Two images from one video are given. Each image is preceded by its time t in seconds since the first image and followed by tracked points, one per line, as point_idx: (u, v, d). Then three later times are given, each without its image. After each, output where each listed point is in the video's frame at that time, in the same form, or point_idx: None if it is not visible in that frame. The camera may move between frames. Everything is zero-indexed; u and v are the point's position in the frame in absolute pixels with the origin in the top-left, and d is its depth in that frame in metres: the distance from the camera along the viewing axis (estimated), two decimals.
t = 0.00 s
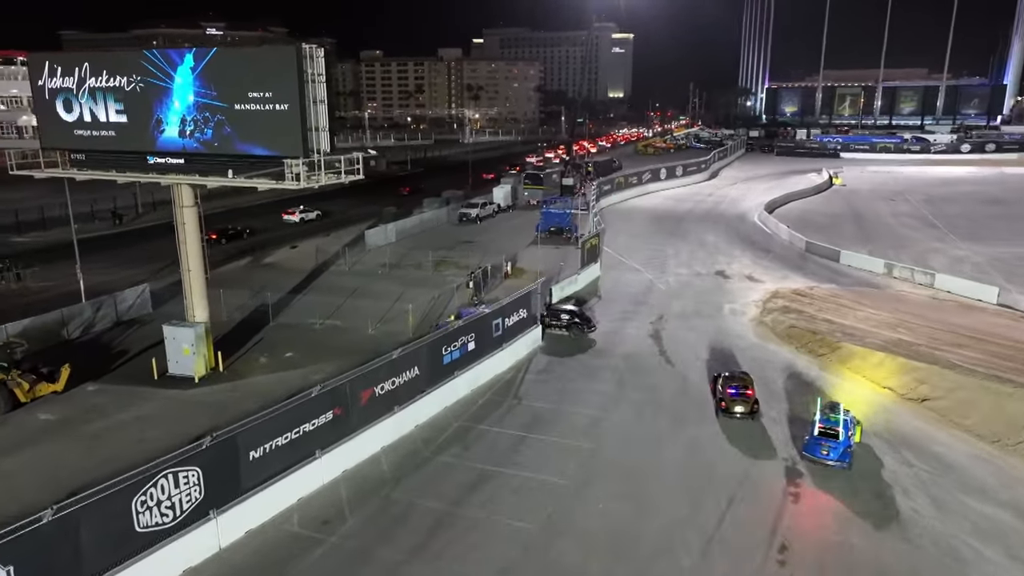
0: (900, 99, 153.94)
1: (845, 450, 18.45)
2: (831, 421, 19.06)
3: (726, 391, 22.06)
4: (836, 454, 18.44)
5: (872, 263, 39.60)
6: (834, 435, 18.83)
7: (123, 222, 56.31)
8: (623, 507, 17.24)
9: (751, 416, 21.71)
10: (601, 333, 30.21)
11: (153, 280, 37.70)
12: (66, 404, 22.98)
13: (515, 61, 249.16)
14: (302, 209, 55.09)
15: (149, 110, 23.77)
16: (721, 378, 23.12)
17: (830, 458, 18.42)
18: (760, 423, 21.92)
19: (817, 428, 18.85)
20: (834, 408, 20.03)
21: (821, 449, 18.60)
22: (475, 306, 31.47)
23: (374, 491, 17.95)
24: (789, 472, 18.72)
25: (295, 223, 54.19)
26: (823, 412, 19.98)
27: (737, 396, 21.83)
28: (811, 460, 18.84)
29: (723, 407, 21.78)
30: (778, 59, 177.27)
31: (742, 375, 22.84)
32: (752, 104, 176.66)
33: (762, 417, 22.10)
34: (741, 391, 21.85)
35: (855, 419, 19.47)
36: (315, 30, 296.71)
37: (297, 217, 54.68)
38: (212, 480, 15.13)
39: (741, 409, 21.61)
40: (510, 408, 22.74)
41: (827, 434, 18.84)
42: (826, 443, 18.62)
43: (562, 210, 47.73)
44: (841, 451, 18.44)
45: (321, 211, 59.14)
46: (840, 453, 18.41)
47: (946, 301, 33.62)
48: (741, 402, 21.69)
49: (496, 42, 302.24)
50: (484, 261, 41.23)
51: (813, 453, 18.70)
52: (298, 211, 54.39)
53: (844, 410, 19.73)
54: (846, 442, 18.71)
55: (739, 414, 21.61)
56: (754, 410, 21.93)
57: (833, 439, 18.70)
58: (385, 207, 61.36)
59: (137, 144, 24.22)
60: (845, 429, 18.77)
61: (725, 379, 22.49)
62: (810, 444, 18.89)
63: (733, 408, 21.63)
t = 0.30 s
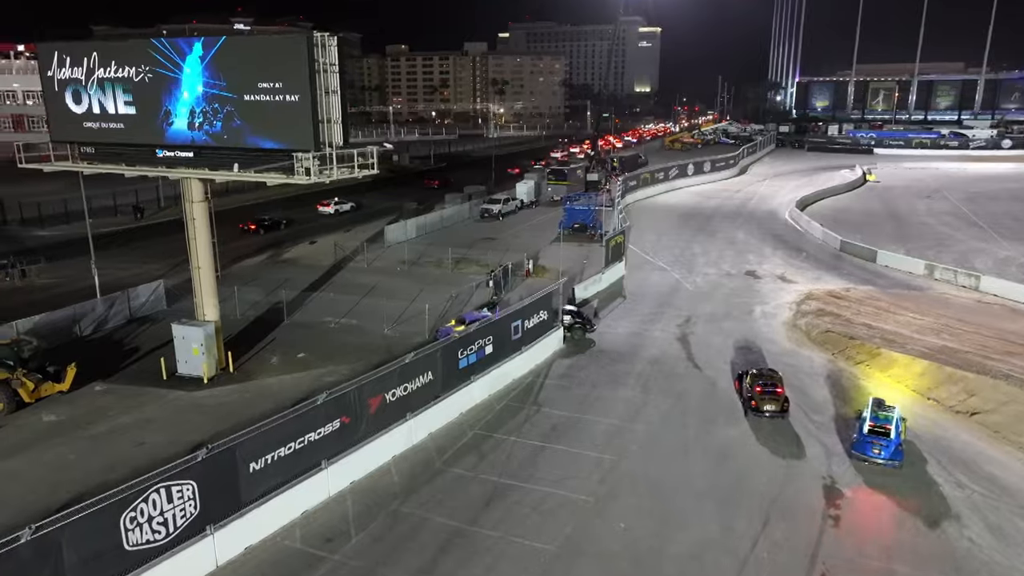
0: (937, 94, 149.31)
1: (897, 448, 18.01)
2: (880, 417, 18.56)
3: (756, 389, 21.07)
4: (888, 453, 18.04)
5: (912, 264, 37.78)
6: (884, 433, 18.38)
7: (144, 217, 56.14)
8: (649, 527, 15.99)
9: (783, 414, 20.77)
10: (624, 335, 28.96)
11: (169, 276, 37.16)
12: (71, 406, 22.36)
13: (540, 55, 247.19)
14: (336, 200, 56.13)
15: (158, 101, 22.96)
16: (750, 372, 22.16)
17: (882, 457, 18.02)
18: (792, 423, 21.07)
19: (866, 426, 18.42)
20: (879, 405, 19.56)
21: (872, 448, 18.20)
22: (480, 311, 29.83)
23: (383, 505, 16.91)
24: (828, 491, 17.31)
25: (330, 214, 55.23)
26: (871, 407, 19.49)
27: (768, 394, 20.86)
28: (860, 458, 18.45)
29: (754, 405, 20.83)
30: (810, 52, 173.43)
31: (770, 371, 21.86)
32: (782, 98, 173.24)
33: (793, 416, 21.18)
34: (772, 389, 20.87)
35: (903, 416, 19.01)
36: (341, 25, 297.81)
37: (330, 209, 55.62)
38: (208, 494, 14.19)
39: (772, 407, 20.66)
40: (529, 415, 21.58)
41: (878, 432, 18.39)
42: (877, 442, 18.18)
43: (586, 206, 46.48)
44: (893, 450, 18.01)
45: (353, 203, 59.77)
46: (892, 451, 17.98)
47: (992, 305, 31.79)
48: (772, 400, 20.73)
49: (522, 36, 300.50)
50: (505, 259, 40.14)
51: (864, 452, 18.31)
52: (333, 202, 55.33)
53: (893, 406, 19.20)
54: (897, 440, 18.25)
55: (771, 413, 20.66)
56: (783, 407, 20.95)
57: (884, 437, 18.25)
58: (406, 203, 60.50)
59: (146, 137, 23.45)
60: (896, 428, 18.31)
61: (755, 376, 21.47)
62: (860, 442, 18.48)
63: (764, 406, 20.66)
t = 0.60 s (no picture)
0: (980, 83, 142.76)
1: (950, 442, 17.63)
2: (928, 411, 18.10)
3: (787, 384, 20.60)
4: (941, 448, 17.65)
5: (956, 261, 35.93)
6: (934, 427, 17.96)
7: (168, 207, 55.92)
8: (677, 547, 14.85)
9: (816, 409, 20.25)
10: (652, 334, 27.72)
11: (189, 268, 36.67)
12: (81, 401, 21.82)
13: (569, 45, 244.15)
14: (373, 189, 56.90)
15: (170, 89, 22.21)
16: (778, 367, 21.64)
17: (935, 453, 17.62)
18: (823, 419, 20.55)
19: (915, 421, 17.94)
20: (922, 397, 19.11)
21: (924, 443, 17.76)
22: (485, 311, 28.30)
23: (394, 517, 15.98)
24: (873, 510, 16.04)
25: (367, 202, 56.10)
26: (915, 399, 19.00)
27: (799, 388, 20.41)
28: (910, 453, 18.05)
29: (787, 401, 20.32)
30: (846, 41, 168.57)
31: (798, 366, 21.41)
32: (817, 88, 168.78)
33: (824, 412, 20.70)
34: (803, 383, 20.41)
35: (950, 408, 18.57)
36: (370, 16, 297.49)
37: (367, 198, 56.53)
38: (206, 505, 13.39)
39: (805, 401, 20.18)
40: (549, 420, 20.52)
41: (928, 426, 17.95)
42: (929, 437, 17.74)
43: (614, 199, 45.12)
44: (946, 445, 17.63)
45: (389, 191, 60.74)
46: (944, 446, 17.60)
47: None
48: (805, 395, 20.25)
49: (551, 26, 297.39)
50: (530, 253, 39.05)
51: (915, 448, 17.87)
52: (370, 191, 56.17)
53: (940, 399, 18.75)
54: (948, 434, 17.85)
55: (805, 408, 20.14)
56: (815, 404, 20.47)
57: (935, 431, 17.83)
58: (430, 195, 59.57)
59: (158, 126, 22.73)
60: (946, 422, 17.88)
61: (783, 371, 20.99)
62: (910, 438, 18.02)
63: (797, 401, 20.16)
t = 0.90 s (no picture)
0: None
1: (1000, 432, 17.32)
2: (974, 401, 17.82)
3: (815, 376, 20.13)
4: (991, 438, 17.30)
5: (1005, 256, 34.03)
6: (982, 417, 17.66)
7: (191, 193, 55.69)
8: (705, 564, 13.78)
9: (846, 399, 19.77)
10: (680, 329, 26.51)
11: (208, 255, 36.19)
12: (91, 393, 21.34)
13: (599, 30, 240.30)
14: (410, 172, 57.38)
15: (182, 72, 21.46)
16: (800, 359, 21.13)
17: (985, 443, 17.26)
18: (852, 410, 20.12)
19: (964, 411, 17.66)
20: (961, 386, 18.88)
21: (973, 433, 17.41)
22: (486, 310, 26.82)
23: (404, 524, 15.14)
24: (921, 527, 14.80)
25: (404, 184, 56.79)
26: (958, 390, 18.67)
27: (828, 379, 19.94)
28: (957, 444, 17.68)
29: (817, 393, 19.80)
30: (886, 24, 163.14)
31: (822, 356, 20.97)
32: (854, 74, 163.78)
33: (853, 401, 20.30)
34: (831, 374, 19.95)
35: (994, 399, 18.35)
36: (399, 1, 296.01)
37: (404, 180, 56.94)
38: (203, 512, 12.64)
39: (836, 392, 19.67)
40: (570, 421, 19.50)
41: (975, 416, 17.65)
42: (978, 427, 17.42)
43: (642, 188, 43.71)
44: (996, 434, 17.31)
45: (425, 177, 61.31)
46: (994, 436, 17.28)
47: None
48: (835, 386, 19.77)
49: (580, 11, 293.21)
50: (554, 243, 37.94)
51: (964, 438, 17.49)
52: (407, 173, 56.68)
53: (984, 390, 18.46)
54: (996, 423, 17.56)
55: (836, 399, 19.64)
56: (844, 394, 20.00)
57: (983, 421, 17.52)
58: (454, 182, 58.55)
59: (170, 110, 22.02)
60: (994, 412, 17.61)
61: (810, 362, 20.50)
62: (957, 428, 17.67)
63: (828, 393, 19.65)
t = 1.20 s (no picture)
0: None
1: None
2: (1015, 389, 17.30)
3: (840, 364, 19.47)
4: None
5: None
6: None
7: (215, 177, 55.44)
8: None
9: (872, 390, 19.14)
10: (709, 324, 25.33)
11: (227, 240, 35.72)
12: (100, 382, 20.86)
13: (629, 14, 236.14)
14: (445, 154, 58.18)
15: (192, 52, 20.72)
16: (821, 348, 20.46)
17: None
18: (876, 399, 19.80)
19: (1006, 400, 17.24)
20: (999, 374, 18.48)
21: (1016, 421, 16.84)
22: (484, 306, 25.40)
23: (413, 531, 14.34)
24: (972, 548, 13.59)
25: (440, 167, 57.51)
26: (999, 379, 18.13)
27: (855, 368, 19.28)
28: (1001, 434, 17.12)
29: (844, 382, 19.13)
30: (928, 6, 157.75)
31: (846, 345, 20.33)
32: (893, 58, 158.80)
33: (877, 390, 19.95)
34: (858, 363, 19.31)
35: None
36: None
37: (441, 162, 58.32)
38: (199, 518, 11.96)
39: (863, 381, 19.03)
40: (591, 421, 18.51)
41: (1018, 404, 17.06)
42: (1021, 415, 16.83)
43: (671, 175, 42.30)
44: None
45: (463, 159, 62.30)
46: None
47: None
48: (862, 375, 19.12)
49: None
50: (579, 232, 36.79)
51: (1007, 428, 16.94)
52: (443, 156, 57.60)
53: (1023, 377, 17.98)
54: None
55: (863, 388, 19.00)
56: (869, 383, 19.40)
57: None
58: (478, 168, 57.51)
59: (181, 92, 21.31)
60: None
61: (835, 352, 19.82)
62: (1000, 418, 17.13)
63: (855, 382, 19.00)
